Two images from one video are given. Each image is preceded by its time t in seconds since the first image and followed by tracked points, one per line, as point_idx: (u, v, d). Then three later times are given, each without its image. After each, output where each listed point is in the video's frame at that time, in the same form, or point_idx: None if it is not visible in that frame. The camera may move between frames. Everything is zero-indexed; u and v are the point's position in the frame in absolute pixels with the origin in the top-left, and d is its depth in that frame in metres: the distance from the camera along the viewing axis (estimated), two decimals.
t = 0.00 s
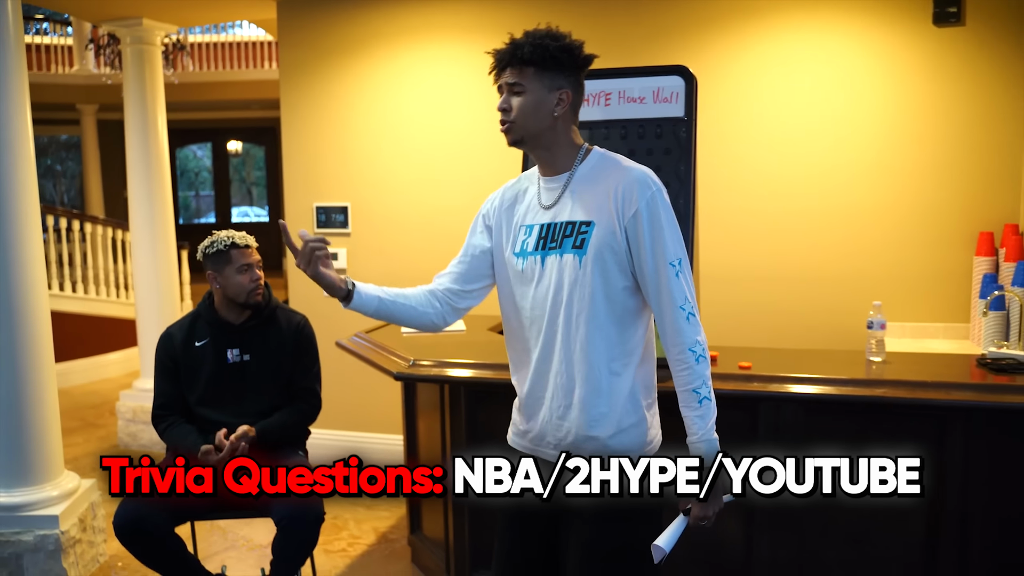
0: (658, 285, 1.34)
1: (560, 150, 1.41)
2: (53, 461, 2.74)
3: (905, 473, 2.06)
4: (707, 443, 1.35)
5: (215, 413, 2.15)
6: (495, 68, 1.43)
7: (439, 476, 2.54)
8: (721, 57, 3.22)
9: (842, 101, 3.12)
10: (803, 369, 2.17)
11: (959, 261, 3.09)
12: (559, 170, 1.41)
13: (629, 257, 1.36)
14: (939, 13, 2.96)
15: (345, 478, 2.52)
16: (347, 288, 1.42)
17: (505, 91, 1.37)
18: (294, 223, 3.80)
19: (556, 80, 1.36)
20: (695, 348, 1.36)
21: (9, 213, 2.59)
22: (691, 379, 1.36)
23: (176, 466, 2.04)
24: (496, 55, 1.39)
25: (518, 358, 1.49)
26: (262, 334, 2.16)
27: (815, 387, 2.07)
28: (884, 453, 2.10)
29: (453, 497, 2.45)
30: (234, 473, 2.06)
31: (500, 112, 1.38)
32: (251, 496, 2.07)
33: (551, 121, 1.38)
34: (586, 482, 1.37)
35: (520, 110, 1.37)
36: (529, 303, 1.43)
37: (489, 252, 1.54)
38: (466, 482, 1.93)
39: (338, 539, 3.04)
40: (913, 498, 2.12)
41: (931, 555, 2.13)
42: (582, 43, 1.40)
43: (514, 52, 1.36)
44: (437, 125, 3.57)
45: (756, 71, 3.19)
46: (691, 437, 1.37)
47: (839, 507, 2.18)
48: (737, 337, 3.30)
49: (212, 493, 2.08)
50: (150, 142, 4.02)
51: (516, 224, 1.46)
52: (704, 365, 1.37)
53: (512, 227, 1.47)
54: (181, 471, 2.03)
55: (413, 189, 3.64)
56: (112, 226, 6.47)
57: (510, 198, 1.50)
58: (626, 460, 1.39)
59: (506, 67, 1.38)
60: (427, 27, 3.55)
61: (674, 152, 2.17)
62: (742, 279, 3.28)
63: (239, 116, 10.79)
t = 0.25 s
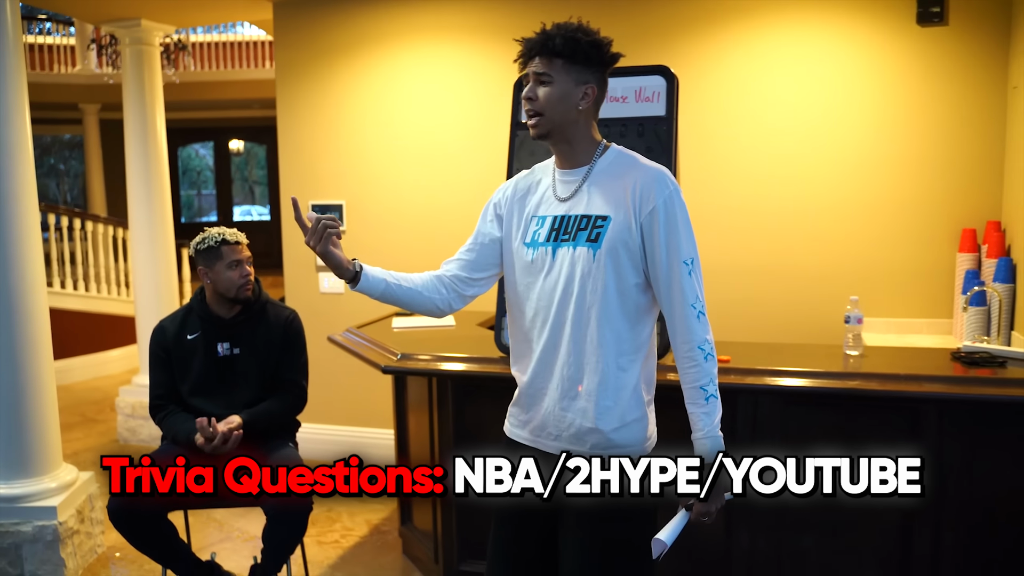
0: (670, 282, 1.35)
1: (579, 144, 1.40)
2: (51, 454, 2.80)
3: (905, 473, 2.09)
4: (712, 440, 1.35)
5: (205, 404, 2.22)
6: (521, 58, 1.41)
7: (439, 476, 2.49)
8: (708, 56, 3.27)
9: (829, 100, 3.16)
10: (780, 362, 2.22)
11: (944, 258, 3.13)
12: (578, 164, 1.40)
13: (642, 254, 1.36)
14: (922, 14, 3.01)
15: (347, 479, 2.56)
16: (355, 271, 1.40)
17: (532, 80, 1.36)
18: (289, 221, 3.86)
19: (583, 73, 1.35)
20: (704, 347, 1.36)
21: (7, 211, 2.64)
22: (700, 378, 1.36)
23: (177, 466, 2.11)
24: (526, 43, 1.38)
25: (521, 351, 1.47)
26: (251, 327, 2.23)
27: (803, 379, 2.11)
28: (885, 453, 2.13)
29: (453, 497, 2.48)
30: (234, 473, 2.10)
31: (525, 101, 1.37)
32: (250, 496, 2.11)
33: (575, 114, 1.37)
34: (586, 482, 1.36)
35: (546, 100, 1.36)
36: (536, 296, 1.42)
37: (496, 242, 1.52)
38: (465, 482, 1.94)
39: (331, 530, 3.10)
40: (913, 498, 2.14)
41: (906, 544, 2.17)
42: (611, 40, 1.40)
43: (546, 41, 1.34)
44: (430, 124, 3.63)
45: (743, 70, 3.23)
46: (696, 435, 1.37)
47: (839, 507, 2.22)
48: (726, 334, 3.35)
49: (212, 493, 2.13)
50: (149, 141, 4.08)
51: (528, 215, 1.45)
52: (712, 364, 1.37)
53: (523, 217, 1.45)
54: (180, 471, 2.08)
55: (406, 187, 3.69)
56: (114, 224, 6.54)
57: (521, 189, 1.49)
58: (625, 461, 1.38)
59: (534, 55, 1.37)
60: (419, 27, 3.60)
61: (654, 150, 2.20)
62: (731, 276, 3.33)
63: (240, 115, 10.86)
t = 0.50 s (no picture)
0: (673, 288, 1.39)
1: (589, 148, 1.44)
2: (36, 452, 2.83)
3: (905, 473, 2.12)
4: (712, 442, 1.39)
5: (187, 400, 2.27)
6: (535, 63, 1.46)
7: (439, 476, 2.42)
8: (686, 61, 3.34)
9: (805, 105, 3.24)
10: (748, 359, 2.29)
11: (913, 259, 3.21)
12: (587, 169, 1.44)
13: (646, 260, 1.40)
14: (893, 21, 3.10)
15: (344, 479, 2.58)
16: (358, 271, 1.47)
17: (547, 85, 1.41)
18: (275, 221, 3.90)
19: (597, 81, 1.40)
20: (705, 352, 1.41)
21: None
22: (701, 381, 1.40)
23: (178, 466, 2.17)
24: (542, 48, 1.42)
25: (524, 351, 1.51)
26: (234, 326, 2.28)
27: (778, 377, 2.17)
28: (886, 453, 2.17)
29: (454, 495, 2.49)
30: (234, 473, 2.15)
31: (540, 106, 1.41)
32: (250, 496, 2.15)
33: (587, 120, 1.42)
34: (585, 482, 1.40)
35: (560, 105, 1.40)
36: (541, 296, 1.46)
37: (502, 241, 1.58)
38: (466, 483, 1.97)
39: (314, 526, 3.15)
40: (913, 498, 2.20)
41: (868, 532, 2.28)
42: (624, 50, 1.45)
43: (562, 48, 1.39)
44: (414, 126, 3.68)
45: (718, 75, 3.31)
46: (697, 436, 1.41)
47: (840, 506, 2.29)
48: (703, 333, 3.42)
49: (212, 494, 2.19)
50: (135, 143, 4.11)
51: (534, 217, 1.49)
52: (711, 369, 1.42)
53: (529, 219, 1.50)
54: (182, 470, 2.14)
55: (390, 188, 3.75)
56: (100, 224, 6.56)
57: (528, 192, 1.53)
58: (625, 460, 1.43)
59: (550, 61, 1.41)
60: (403, 31, 3.65)
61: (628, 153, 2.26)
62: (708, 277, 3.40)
63: (228, 116, 10.88)
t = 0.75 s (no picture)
0: (683, 291, 1.45)
1: (601, 154, 1.50)
2: (34, 445, 2.89)
3: (905, 473, 2.19)
4: (719, 440, 1.47)
5: (185, 394, 2.33)
6: (547, 72, 1.52)
7: (439, 476, 2.51)
8: (671, 65, 3.42)
9: (790, 107, 3.33)
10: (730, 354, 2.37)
11: (893, 259, 3.30)
12: (599, 173, 1.50)
13: (657, 264, 1.47)
14: (872, 27, 3.18)
15: (345, 480, 2.72)
16: (375, 273, 1.57)
17: (559, 94, 1.47)
18: (268, 221, 3.96)
19: (609, 89, 1.46)
20: (715, 353, 1.47)
21: None
22: (708, 380, 1.47)
23: (178, 466, 2.25)
24: (554, 58, 1.48)
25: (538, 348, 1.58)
26: (229, 322, 2.34)
27: (761, 371, 2.24)
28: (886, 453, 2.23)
29: (454, 496, 2.56)
30: (234, 473, 2.19)
31: (552, 114, 1.47)
32: (251, 496, 2.21)
33: (599, 127, 1.48)
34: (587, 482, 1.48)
35: (572, 113, 1.46)
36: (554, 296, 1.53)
37: (516, 240, 1.65)
38: (465, 482, 2.25)
39: (308, 519, 3.21)
40: (914, 498, 2.26)
41: (845, 528, 2.35)
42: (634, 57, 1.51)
43: (573, 58, 1.45)
44: (405, 127, 3.74)
45: (703, 79, 3.40)
46: (704, 433, 1.48)
47: (841, 506, 2.34)
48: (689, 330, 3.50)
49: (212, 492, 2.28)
50: (129, 143, 4.16)
51: (547, 219, 1.56)
52: (719, 369, 1.48)
53: (542, 221, 1.57)
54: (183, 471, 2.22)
55: (382, 188, 3.80)
56: (92, 223, 6.59)
57: (542, 195, 1.60)
58: (624, 460, 1.49)
59: (562, 70, 1.47)
60: (393, 33, 3.71)
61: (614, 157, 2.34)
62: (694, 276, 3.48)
63: (219, 115, 10.89)
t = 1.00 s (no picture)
0: (712, 286, 1.50)
1: (635, 151, 1.55)
2: (65, 436, 3.01)
3: (906, 473, 2.23)
4: (745, 429, 1.51)
5: (212, 385, 2.42)
6: (578, 75, 1.58)
7: (439, 476, 2.62)
8: (681, 66, 3.49)
9: (800, 107, 3.38)
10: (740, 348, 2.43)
11: (902, 256, 3.35)
12: (633, 170, 1.56)
13: (686, 259, 1.51)
14: (881, 28, 3.24)
15: (345, 479, 2.71)
16: (434, 261, 1.74)
17: (591, 95, 1.53)
18: (287, 219, 4.05)
19: (639, 90, 1.52)
20: (742, 345, 1.51)
21: (25, 211, 2.85)
22: (736, 371, 1.51)
23: (177, 466, 2.27)
24: (586, 60, 1.55)
25: (569, 336, 1.64)
26: (253, 315, 2.42)
27: (771, 364, 2.29)
28: (889, 453, 2.29)
29: (454, 496, 2.67)
30: (234, 473, 2.28)
31: (586, 116, 1.54)
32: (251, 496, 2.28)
33: (631, 125, 1.53)
34: (586, 482, 1.57)
35: (605, 114, 1.53)
36: (585, 286, 1.59)
37: (550, 230, 1.73)
38: (465, 481, 2.41)
39: (328, 510, 3.30)
40: (914, 498, 2.31)
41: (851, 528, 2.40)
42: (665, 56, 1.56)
43: (603, 60, 1.51)
44: (421, 127, 3.82)
45: (713, 79, 3.46)
46: (731, 423, 1.52)
47: (840, 505, 2.40)
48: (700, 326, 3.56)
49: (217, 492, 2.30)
50: (151, 143, 4.26)
51: (580, 211, 1.63)
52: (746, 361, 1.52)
53: (575, 213, 1.64)
54: (183, 470, 2.25)
55: (399, 186, 3.89)
56: (113, 221, 6.71)
57: (576, 189, 1.66)
58: (624, 460, 1.54)
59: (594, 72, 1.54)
60: (409, 35, 3.80)
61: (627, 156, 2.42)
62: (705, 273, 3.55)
63: (235, 115, 11.03)
